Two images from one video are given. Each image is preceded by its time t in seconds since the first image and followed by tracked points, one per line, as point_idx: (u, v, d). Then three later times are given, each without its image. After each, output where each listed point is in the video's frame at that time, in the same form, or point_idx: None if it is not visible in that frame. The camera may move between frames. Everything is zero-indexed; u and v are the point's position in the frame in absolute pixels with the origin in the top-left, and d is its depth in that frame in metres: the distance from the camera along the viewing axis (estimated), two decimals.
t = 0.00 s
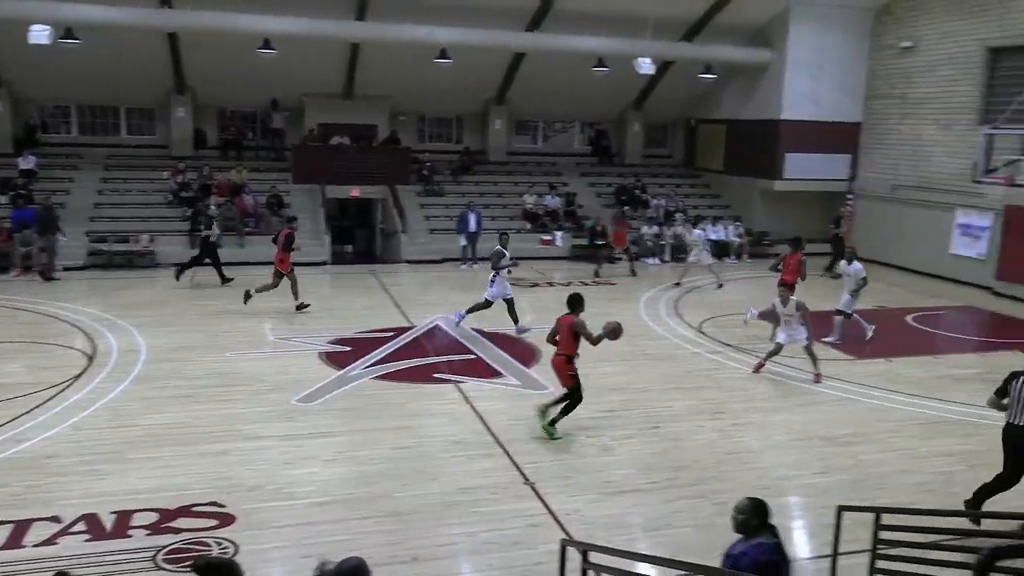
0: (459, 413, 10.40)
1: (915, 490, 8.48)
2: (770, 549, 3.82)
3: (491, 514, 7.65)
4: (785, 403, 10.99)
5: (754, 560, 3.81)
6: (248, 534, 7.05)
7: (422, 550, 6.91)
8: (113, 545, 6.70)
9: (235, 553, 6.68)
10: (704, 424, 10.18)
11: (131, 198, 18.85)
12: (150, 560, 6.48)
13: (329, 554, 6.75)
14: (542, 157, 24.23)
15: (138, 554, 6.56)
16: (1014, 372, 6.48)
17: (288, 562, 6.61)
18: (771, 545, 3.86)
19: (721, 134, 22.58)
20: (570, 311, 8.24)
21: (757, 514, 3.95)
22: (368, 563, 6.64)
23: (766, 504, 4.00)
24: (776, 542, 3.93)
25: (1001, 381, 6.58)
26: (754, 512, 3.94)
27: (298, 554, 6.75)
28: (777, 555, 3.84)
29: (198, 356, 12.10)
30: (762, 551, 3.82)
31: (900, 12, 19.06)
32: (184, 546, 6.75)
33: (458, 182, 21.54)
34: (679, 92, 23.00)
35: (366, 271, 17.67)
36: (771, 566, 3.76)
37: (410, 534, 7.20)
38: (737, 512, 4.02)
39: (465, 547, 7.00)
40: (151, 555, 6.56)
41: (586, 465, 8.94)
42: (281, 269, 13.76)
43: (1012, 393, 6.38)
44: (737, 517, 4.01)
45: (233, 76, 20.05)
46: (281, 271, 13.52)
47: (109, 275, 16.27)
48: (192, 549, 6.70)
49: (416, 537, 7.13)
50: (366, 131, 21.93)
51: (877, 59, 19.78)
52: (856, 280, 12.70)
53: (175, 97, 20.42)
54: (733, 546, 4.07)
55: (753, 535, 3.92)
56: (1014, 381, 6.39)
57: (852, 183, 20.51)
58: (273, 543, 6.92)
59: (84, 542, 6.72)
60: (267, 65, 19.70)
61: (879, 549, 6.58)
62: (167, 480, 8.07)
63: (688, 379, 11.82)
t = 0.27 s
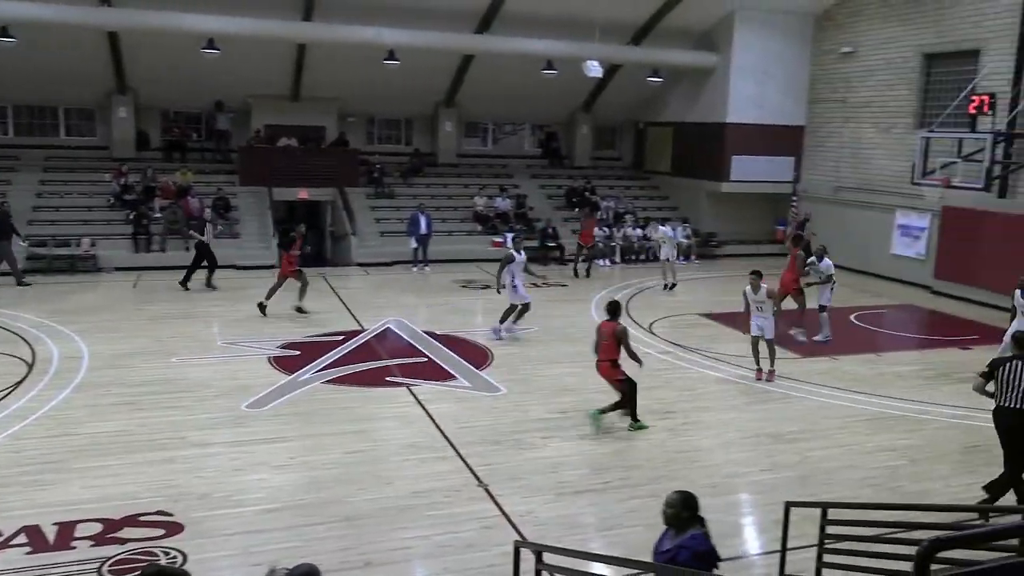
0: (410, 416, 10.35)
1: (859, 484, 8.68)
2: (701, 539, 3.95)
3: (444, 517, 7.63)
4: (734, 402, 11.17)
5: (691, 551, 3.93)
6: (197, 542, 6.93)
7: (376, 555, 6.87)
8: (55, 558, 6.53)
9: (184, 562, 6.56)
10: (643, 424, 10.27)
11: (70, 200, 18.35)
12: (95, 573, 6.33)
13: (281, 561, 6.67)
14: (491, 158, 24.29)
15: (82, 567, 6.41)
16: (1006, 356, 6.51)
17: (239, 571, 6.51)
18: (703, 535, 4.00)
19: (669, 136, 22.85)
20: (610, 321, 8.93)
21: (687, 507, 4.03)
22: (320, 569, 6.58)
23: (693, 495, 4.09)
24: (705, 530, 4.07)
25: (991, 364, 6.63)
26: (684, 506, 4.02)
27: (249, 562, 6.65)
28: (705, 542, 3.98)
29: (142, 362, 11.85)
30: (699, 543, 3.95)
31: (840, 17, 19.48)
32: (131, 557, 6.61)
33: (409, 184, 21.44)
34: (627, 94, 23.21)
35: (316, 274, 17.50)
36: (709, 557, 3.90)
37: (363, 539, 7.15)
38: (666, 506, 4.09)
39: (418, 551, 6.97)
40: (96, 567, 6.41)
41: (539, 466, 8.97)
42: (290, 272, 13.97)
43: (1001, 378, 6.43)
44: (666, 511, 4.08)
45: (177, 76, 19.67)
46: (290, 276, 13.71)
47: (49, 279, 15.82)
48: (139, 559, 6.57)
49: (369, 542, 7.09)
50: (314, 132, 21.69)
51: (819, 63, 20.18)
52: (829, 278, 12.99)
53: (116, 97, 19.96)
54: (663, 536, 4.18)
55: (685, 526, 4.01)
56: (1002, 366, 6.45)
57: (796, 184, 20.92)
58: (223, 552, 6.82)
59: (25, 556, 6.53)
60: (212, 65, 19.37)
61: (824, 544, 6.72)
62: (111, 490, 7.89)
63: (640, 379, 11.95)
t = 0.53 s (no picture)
0: (379, 417, 10.30)
1: (825, 480, 8.80)
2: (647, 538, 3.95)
3: (413, 518, 7.59)
4: (701, 400, 11.26)
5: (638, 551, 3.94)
6: (162, 547, 6.83)
7: (344, 557, 6.82)
8: (15, 566, 6.39)
9: (148, 568, 6.46)
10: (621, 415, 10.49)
11: (29, 201, 18.00)
12: None
13: (247, 565, 6.59)
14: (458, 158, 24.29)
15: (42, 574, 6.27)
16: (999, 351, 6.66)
17: None
18: (649, 534, 4.01)
19: (635, 136, 22.99)
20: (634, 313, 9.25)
21: (634, 506, 4.01)
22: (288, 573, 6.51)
23: (641, 492, 4.06)
24: (650, 527, 4.07)
25: (985, 360, 6.77)
26: (631, 504, 4.01)
27: (215, 566, 6.56)
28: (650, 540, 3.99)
29: (104, 365, 11.65)
30: (644, 542, 3.95)
31: (803, 20, 19.75)
32: (93, 563, 6.49)
33: (376, 184, 21.34)
34: (593, 95, 23.30)
35: (282, 275, 17.36)
36: (654, 556, 3.92)
37: (332, 541, 7.09)
38: (613, 502, 4.07)
39: (389, 552, 6.93)
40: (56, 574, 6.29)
41: (508, 466, 8.97)
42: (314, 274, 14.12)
43: (996, 371, 6.59)
44: (612, 506, 4.06)
45: (140, 74, 19.39)
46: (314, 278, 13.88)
47: (8, 282, 15.50)
48: (102, 566, 6.45)
49: (337, 544, 7.03)
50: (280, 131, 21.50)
51: (782, 65, 20.43)
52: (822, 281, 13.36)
53: (76, 96, 19.63)
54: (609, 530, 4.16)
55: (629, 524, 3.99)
56: (997, 359, 6.59)
57: (760, 184, 21.16)
58: (188, 556, 6.72)
59: None
60: (175, 64, 19.14)
61: (791, 539, 6.80)
62: (72, 496, 7.74)
63: (608, 378, 11.99)
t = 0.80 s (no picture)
0: (346, 419, 10.24)
1: (790, 477, 8.91)
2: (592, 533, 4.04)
3: (382, 520, 7.55)
4: (668, 399, 11.34)
5: (585, 545, 4.03)
6: (125, 553, 6.72)
7: (313, 560, 6.76)
8: None
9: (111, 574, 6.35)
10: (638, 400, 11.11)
11: None
12: None
13: (214, 570, 6.50)
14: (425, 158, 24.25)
15: None
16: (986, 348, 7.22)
17: None
18: (596, 529, 4.10)
19: (602, 137, 23.09)
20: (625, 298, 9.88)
21: (581, 501, 4.10)
22: None
23: (590, 489, 4.15)
24: (597, 522, 4.18)
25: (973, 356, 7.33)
26: (579, 501, 4.11)
27: (180, 572, 6.47)
28: (596, 535, 4.08)
29: (65, 368, 11.44)
30: (591, 538, 4.06)
31: (768, 22, 19.99)
32: (55, 571, 6.36)
33: (342, 185, 21.22)
34: (561, 95, 23.35)
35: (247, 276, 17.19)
36: (599, 552, 4.03)
37: (300, 544, 7.03)
38: (561, 498, 4.16)
39: (358, 555, 6.90)
40: None
41: (476, 467, 8.96)
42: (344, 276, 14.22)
43: (984, 368, 7.15)
44: (561, 504, 4.15)
45: (101, 73, 19.10)
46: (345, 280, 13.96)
47: None
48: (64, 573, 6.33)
49: (305, 547, 6.97)
50: (244, 131, 21.30)
51: (748, 66, 20.65)
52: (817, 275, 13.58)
53: (36, 94, 19.28)
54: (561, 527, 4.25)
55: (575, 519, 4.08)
56: (988, 357, 7.13)
57: (726, 184, 21.38)
58: (153, 562, 6.62)
59: None
60: (138, 63, 18.88)
61: (758, 536, 6.87)
62: (32, 502, 7.59)
63: (576, 378, 12.03)
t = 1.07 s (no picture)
0: (315, 420, 10.17)
1: (757, 474, 8.99)
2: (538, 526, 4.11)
3: (350, 523, 7.50)
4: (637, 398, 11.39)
5: (533, 539, 4.08)
6: (87, 560, 6.60)
7: (280, 564, 6.70)
8: None
9: None
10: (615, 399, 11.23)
11: None
12: None
13: None
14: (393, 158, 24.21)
15: None
16: (965, 337, 7.53)
17: None
18: (544, 523, 4.16)
19: (571, 137, 23.17)
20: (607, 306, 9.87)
21: (529, 497, 4.16)
22: None
23: (538, 484, 4.21)
24: (546, 517, 4.24)
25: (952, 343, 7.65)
26: (527, 497, 4.16)
27: None
28: (544, 528, 4.14)
29: (25, 373, 11.22)
30: (539, 533, 4.10)
31: (734, 24, 20.18)
32: None
33: (310, 185, 21.08)
34: (529, 95, 23.38)
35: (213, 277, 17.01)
36: (549, 547, 4.07)
37: (267, 548, 6.96)
38: (510, 495, 4.21)
39: (326, 557, 6.85)
40: None
41: (445, 467, 8.94)
42: (368, 277, 14.33)
43: (961, 355, 7.47)
44: (509, 500, 4.20)
45: (63, 72, 18.80)
46: (371, 280, 13.99)
47: None
48: None
49: (272, 551, 6.90)
50: (210, 131, 21.08)
51: (714, 67, 20.83)
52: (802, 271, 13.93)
53: None
54: (512, 523, 4.30)
55: (522, 514, 4.13)
56: (963, 346, 7.45)
57: (693, 184, 21.55)
58: (117, 568, 6.52)
59: None
60: (100, 62, 18.61)
61: (725, 533, 6.93)
62: None
63: (546, 378, 12.05)
